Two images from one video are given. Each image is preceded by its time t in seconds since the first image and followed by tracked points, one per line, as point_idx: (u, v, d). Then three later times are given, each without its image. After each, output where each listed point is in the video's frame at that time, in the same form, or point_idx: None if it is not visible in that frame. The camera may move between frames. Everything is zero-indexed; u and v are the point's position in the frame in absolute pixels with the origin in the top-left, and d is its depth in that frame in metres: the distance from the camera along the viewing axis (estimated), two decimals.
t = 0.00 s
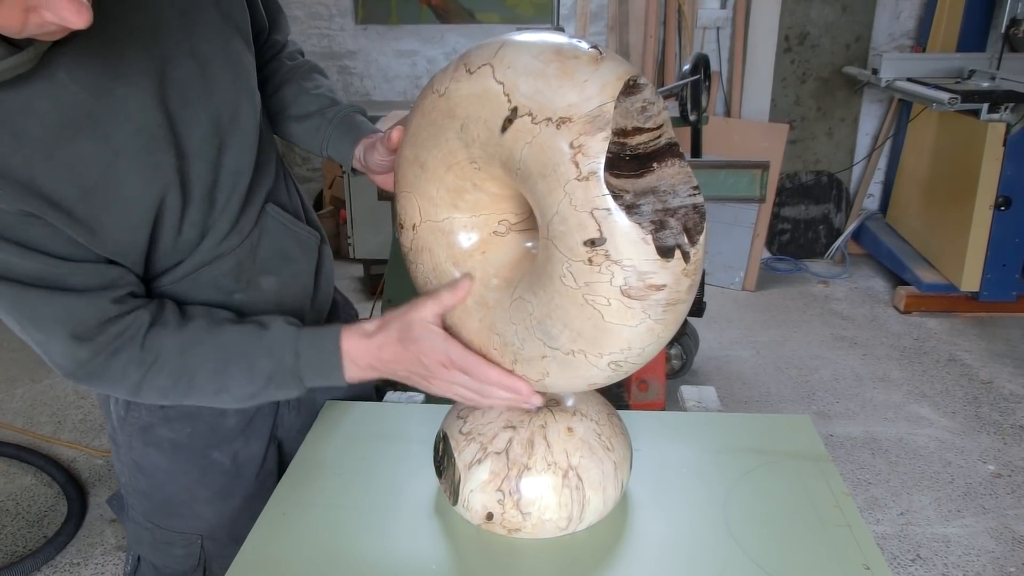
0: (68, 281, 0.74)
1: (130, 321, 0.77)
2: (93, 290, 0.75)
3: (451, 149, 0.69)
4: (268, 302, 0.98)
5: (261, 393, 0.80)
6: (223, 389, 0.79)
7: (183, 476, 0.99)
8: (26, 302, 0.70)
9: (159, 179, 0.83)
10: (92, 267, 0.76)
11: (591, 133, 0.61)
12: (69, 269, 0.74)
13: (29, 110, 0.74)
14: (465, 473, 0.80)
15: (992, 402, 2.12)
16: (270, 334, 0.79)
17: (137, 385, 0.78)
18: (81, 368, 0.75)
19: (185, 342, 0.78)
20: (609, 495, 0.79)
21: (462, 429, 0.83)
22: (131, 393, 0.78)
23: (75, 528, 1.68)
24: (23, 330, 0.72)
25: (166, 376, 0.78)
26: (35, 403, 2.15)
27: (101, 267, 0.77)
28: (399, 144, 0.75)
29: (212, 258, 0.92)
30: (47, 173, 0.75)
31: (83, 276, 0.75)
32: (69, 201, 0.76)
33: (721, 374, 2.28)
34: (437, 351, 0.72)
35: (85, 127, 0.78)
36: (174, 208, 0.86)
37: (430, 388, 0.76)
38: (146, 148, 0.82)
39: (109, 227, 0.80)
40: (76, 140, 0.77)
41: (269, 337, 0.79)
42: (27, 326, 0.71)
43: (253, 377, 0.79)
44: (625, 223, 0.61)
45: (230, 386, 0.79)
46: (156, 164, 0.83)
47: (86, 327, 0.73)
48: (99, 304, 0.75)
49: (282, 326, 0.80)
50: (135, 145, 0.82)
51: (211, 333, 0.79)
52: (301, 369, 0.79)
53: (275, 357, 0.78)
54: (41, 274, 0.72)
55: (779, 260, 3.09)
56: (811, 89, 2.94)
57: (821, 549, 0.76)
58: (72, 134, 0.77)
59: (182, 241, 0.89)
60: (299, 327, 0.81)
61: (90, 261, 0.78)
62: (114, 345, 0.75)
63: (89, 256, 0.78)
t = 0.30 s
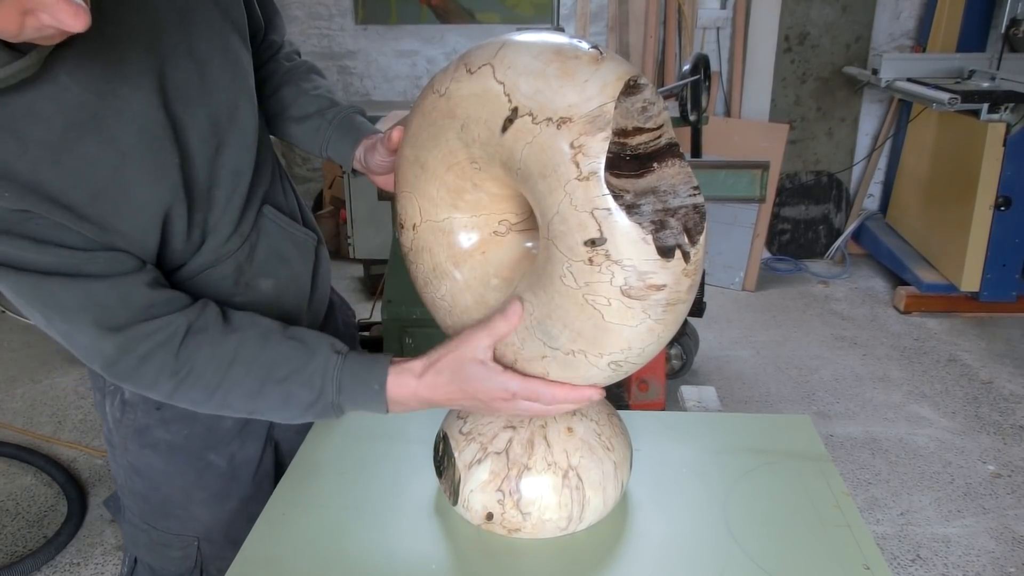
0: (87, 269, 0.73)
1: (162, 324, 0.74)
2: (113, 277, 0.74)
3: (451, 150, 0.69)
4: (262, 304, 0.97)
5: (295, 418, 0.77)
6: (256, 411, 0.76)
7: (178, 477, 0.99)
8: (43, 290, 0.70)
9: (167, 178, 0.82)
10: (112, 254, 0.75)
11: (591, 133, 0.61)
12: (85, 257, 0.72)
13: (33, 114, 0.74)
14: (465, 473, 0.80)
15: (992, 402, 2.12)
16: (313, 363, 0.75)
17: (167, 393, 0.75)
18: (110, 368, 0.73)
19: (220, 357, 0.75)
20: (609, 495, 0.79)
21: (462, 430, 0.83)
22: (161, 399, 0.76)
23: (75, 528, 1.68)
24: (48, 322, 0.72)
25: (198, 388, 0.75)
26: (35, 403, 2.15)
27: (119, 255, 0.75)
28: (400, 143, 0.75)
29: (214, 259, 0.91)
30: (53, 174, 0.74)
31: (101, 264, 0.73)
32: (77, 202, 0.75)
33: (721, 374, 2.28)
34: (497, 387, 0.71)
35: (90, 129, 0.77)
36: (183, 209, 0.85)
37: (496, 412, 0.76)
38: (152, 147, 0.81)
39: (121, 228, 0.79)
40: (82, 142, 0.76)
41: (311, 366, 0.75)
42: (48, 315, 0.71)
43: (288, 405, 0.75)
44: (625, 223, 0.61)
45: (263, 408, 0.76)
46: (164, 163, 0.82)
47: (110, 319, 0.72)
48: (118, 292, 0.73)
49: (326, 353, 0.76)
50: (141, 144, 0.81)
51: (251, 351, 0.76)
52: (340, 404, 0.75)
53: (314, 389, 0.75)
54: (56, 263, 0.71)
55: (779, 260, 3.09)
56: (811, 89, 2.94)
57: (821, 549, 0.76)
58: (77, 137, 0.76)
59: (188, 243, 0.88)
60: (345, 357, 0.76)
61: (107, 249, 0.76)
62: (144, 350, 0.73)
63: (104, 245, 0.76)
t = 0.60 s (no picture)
0: (94, 258, 0.72)
1: (174, 318, 0.74)
2: (120, 266, 0.73)
3: (451, 150, 0.69)
4: (270, 300, 0.97)
5: (305, 417, 0.77)
6: (267, 409, 0.77)
7: (184, 483, 0.99)
8: (50, 281, 0.69)
9: (173, 166, 0.81)
10: (118, 244, 0.74)
11: (591, 133, 0.61)
12: (91, 246, 0.71)
13: (38, 99, 0.73)
14: (464, 473, 0.80)
15: (992, 402, 2.12)
16: (326, 364, 0.75)
17: (176, 388, 0.75)
18: (119, 360, 0.72)
19: (232, 353, 0.75)
20: (609, 495, 0.79)
21: (462, 430, 0.83)
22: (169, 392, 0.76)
23: (75, 528, 1.68)
24: (54, 317, 0.70)
25: (208, 384, 0.75)
26: (35, 403, 2.15)
27: (124, 245, 0.74)
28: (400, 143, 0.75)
29: (216, 254, 0.91)
30: (62, 161, 0.73)
31: (108, 253, 0.72)
32: (84, 190, 0.75)
33: (721, 374, 2.28)
34: (523, 395, 0.71)
35: (97, 115, 0.76)
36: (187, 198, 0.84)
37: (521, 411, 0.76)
38: (158, 135, 0.81)
39: (130, 215, 0.78)
40: (90, 127, 0.76)
41: (326, 366, 0.75)
42: (55, 308, 0.70)
43: (298, 405, 0.76)
44: (624, 223, 0.61)
45: (275, 407, 0.76)
46: (170, 152, 0.82)
47: (119, 311, 0.71)
48: (123, 282, 0.72)
49: (340, 353, 0.76)
50: (147, 132, 0.80)
51: (263, 349, 0.75)
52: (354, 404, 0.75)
53: (328, 391, 0.75)
54: (62, 254, 0.70)
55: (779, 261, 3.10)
56: (811, 89, 2.94)
57: (820, 549, 0.76)
58: (85, 122, 0.75)
59: (193, 233, 0.88)
60: (361, 358, 0.76)
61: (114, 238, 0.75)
62: (155, 344, 0.73)
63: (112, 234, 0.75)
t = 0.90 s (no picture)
0: (91, 248, 0.71)
1: (169, 313, 0.73)
2: (116, 257, 0.72)
3: (451, 149, 0.69)
4: (268, 301, 0.97)
5: (299, 417, 0.78)
6: (261, 408, 0.77)
7: (184, 488, 0.99)
8: (45, 270, 0.69)
9: (173, 156, 0.81)
10: (116, 233, 0.73)
11: (588, 133, 0.61)
12: (88, 234, 0.71)
13: (41, 82, 0.73)
14: (463, 472, 0.80)
15: (992, 402, 2.12)
16: (322, 365, 0.76)
17: (169, 384, 0.75)
18: (112, 355, 0.72)
19: (227, 351, 0.75)
20: (607, 496, 0.79)
21: (461, 429, 0.83)
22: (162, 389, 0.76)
23: (75, 528, 1.68)
24: (47, 307, 0.70)
25: (202, 382, 0.75)
26: (35, 403, 2.15)
27: (122, 234, 0.74)
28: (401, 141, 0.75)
29: (215, 252, 0.91)
30: (61, 144, 0.73)
31: (105, 242, 0.72)
32: (84, 173, 0.74)
33: (721, 374, 2.28)
34: (521, 397, 0.72)
35: (98, 101, 0.76)
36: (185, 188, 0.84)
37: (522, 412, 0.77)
38: (160, 123, 0.81)
39: (128, 204, 0.78)
40: (90, 113, 0.75)
41: (322, 367, 0.76)
42: (48, 296, 0.69)
43: (292, 406, 0.76)
44: (622, 223, 0.61)
45: (269, 406, 0.77)
46: (169, 142, 0.81)
47: (113, 303, 0.71)
48: (119, 273, 0.72)
49: (337, 355, 0.76)
50: (148, 121, 0.80)
51: (259, 348, 0.76)
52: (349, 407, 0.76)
53: (324, 392, 0.75)
54: (58, 242, 0.70)
55: (779, 261, 3.10)
56: (811, 89, 2.94)
57: (820, 549, 0.76)
58: (86, 108, 0.75)
59: (190, 229, 0.88)
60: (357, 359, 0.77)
61: (112, 228, 0.75)
62: (149, 340, 0.72)
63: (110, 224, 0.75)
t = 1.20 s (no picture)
0: (89, 247, 0.71)
1: (162, 314, 0.73)
2: (114, 257, 0.72)
3: (450, 146, 0.69)
4: (268, 302, 0.97)
5: (290, 421, 0.78)
6: (251, 411, 0.77)
7: (183, 490, 0.99)
8: (41, 268, 0.68)
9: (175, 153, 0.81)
10: (115, 233, 0.73)
11: (570, 134, 0.61)
12: (87, 233, 0.71)
13: (48, 75, 0.73)
14: (455, 465, 0.82)
15: (992, 402, 2.12)
16: (313, 367, 0.76)
17: (160, 385, 0.75)
18: (104, 355, 0.72)
19: (219, 352, 0.75)
20: (596, 499, 0.79)
21: (458, 424, 0.84)
22: (152, 389, 0.76)
23: (75, 528, 1.68)
24: (42, 304, 0.70)
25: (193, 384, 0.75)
26: (35, 403, 2.15)
27: (122, 234, 0.74)
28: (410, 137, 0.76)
29: (215, 252, 0.91)
30: (65, 139, 0.73)
31: (103, 241, 0.72)
32: (87, 169, 0.74)
33: (721, 374, 2.28)
34: (507, 400, 0.73)
35: (102, 96, 0.76)
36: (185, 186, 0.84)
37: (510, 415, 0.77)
38: (163, 120, 0.81)
39: (130, 199, 0.78)
40: (94, 107, 0.75)
41: (313, 370, 0.76)
42: (43, 294, 0.69)
43: (282, 409, 0.76)
44: (601, 225, 0.61)
45: (260, 409, 0.76)
46: (173, 139, 0.81)
47: (107, 303, 0.71)
48: (117, 272, 0.72)
49: (328, 358, 0.77)
50: (151, 117, 0.80)
51: (250, 350, 0.76)
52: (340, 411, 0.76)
53: (314, 395, 0.75)
54: (56, 240, 0.70)
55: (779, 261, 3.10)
56: (811, 89, 2.94)
57: (818, 549, 0.76)
58: (90, 102, 0.75)
59: (188, 227, 0.88)
60: (348, 362, 0.77)
61: (111, 227, 0.75)
62: (142, 341, 0.73)
63: (110, 224, 0.75)
